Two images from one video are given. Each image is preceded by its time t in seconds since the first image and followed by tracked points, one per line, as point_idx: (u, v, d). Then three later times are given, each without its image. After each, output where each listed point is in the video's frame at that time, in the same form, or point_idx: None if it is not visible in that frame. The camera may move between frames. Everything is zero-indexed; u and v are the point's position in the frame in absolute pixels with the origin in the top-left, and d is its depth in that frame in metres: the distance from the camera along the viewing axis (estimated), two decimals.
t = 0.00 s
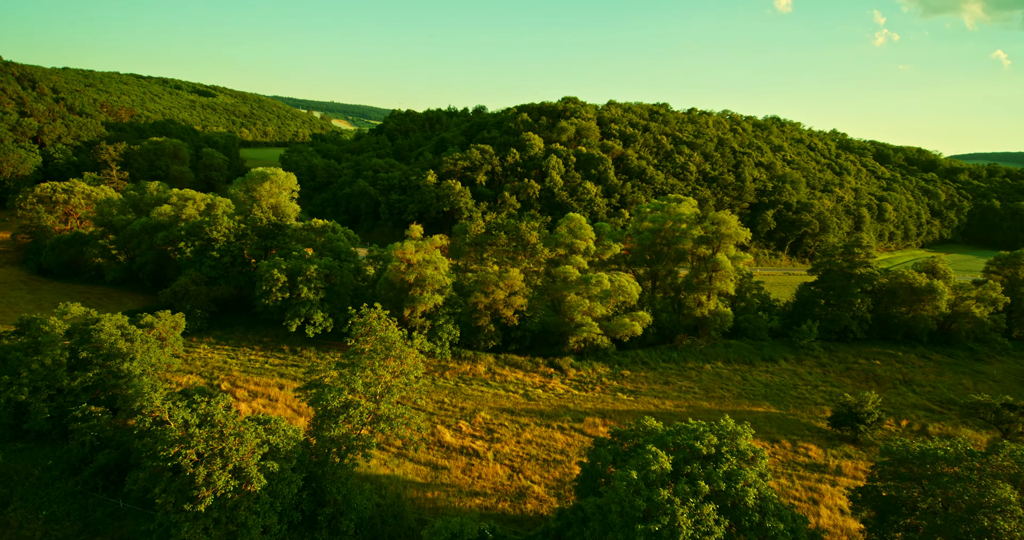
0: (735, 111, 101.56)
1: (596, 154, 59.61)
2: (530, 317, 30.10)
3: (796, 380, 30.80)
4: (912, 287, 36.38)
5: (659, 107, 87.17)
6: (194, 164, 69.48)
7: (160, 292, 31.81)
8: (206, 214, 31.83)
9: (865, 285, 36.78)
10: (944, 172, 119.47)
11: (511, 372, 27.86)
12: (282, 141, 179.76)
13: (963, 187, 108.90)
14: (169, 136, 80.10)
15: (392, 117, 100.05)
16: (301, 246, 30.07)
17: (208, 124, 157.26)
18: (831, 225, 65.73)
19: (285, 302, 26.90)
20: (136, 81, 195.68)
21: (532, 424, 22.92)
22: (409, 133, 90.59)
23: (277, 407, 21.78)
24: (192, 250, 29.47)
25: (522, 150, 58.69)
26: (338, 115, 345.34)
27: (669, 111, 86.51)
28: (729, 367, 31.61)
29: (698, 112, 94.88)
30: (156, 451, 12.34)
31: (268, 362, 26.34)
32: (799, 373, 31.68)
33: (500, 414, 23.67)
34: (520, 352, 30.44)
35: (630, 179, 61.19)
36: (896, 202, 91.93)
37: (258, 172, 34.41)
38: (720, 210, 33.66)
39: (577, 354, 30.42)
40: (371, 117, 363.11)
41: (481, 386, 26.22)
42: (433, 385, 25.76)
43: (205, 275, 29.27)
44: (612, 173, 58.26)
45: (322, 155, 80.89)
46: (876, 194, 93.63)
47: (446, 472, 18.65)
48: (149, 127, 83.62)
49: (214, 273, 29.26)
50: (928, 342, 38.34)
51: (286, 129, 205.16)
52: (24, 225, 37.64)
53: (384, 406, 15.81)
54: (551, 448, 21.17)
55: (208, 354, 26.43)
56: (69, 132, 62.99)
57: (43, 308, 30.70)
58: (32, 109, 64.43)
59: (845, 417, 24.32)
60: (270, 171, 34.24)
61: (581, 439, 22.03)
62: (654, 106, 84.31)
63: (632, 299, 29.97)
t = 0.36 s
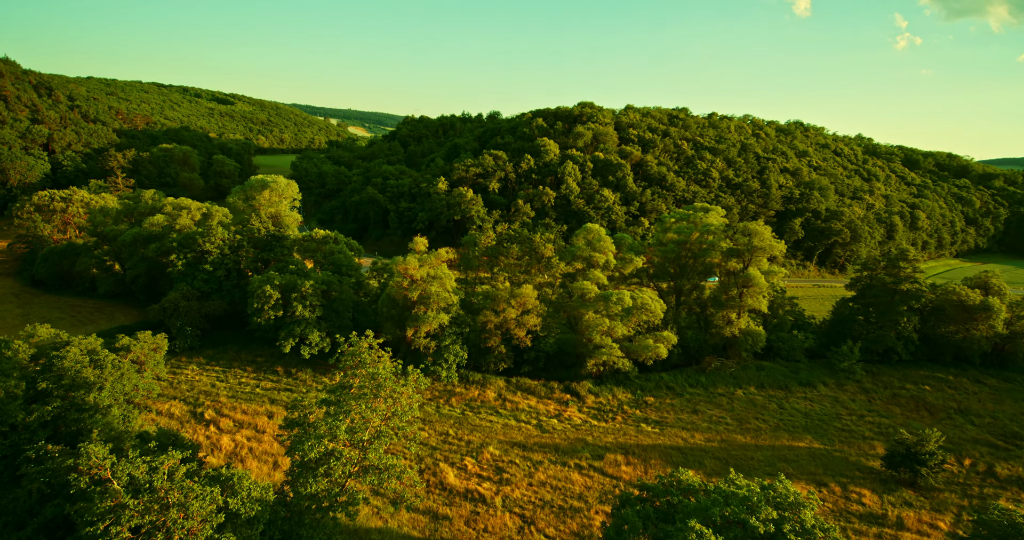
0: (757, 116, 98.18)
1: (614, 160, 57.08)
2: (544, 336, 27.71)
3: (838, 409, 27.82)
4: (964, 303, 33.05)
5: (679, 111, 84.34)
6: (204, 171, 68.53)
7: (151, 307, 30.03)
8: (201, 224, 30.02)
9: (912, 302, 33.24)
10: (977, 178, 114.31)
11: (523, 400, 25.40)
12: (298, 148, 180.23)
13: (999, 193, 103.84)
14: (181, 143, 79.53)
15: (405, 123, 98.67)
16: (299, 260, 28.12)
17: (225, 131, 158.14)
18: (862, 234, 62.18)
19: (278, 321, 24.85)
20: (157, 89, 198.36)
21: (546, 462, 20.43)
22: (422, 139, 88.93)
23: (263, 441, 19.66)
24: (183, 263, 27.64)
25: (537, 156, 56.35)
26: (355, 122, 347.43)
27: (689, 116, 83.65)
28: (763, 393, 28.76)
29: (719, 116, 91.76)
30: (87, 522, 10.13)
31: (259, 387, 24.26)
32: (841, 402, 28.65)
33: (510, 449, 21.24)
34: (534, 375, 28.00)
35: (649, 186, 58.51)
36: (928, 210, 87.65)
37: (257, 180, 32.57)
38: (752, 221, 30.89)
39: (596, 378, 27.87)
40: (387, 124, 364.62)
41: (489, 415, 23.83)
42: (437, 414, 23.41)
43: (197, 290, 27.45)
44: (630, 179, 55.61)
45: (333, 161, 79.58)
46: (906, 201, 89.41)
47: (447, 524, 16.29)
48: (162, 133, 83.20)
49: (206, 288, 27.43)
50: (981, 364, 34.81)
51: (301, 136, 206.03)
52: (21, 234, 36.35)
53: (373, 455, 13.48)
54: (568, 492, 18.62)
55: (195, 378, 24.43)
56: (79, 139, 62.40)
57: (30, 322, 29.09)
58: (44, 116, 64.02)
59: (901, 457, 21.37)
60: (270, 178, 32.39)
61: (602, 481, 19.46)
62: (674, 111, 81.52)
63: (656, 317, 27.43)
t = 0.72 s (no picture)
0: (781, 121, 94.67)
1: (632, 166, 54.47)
2: (560, 361, 25.26)
3: (890, 446, 24.84)
4: None
5: (700, 117, 81.47)
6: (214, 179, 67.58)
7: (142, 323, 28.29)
8: (195, 236, 28.27)
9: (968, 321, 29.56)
10: (1014, 186, 108.94)
11: (537, 432, 22.90)
12: (313, 155, 180.68)
13: None
14: (194, 150, 78.92)
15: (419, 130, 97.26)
16: (296, 275, 26.13)
17: (241, 139, 159.07)
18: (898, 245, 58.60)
19: (269, 342, 22.80)
20: (177, 98, 200.99)
21: (562, 511, 17.90)
22: (435, 146, 87.31)
23: (243, 483, 17.51)
24: (174, 278, 25.83)
25: (553, 163, 54.00)
26: (371, 129, 349.60)
27: (711, 121, 80.67)
28: (803, 426, 25.85)
29: (742, 121, 88.60)
30: None
31: (247, 415, 22.17)
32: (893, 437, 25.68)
33: (521, 493, 18.77)
34: (549, 403, 25.51)
35: (670, 194, 55.78)
36: (965, 218, 83.20)
37: (256, 188, 30.78)
38: (789, 233, 28.08)
39: (618, 407, 25.26)
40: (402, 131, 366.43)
41: (499, 450, 21.41)
42: (441, 450, 21.04)
43: (186, 306, 25.57)
44: (651, 187, 52.91)
45: (345, 169, 78.27)
46: (941, 209, 85.03)
47: None
48: (176, 141, 82.80)
49: (197, 305, 25.56)
50: None
51: (318, 143, 206.96)
52: (16, 245, 35.00)
53: (355, 524, 11.17)
54: None
55: (180, 404, 22.45)
56: (89, 147, 61.96)
57: (16, 339, 27.47)
58: (56, 124, 63.74)
59: (976, 510, 17.92)
60: (270, 187, 30.58)
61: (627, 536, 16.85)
62: (695, 116, 78.67)
63: (684, 340, 24.84)
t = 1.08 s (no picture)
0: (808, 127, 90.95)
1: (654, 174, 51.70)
2: (579, 390, 22.67)
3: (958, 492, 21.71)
4: None
5: (724, 123, 78.41)
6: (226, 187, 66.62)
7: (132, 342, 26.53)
8: (188, 250, 26.48)
9: None
10: None
11: (553, 474, 20.35)
12: (331, 164, 181.30)
13: None
14: (208, 159, 78.39)
15: (434, 137, 95.89)
16: (292, 294, 24.12)
17: (259, 147, 160.09)
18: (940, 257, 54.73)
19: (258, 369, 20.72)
20: (198, 107, 203.85)
21: None
22: (451, 153, 85.64)
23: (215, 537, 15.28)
24: (162, 295, 23.98)
25: (571, 171, 51.50)
26: (388, 137, 351.29)
27: (735, 127, 77.57)
28: (856, 467, 22.82)
29: (767, 127, 85.24)
30: None
31: (232, 449, 20.06)
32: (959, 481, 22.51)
33: None
34: (567, 439, 22.94)
35: (695, 203, 52.93)
36: (1008, 228, 78.47)
37: (256, 198, 29.02)
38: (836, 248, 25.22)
39: (644, 444, 22.65)
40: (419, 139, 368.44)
41: (510, 496, 18.91)
42: (445, 495, 18.61)
43: (175, 326, 23.74)
44: (675, 196, 50.08)
45: (359, 177, 76.95)
46: (982, 218, 80.29)
47: None
48: (190, 149, 82.37)
49: (186, 324, 23.71)
50: None
51: (335, 151, 207.93)
52: (12, 256, 33.71)
53: None
54: None
55: (160, 436, 20.45)
56: (102, 156, 61.53)
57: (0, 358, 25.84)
58: (70, 133, 63.51)
59: None
60: (270, 197, 28.79)
61: None
62: (719, 122, 75.69)
63: (719, 370, 22.21)
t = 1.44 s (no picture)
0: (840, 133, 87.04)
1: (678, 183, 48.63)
2: (601, 427, 20.04)
3: None
4: None
5: (751, 129, 75.20)
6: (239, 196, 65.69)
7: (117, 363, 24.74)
8: (179, 266, 24.65)
9: None
10: None
11: (572, 527, 17.79)
12: (349, 173, 181.70)
13: None
14: (224, 168, 77.82)
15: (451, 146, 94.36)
16: (287, 317, 22.07)
17: (278, 156, 160.98)
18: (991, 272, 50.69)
19: (244, 402, 18.64)
20: (221, 117, 206.78)
21: None
22: (467, 161, 83.92)
23: None
24: (148, 317, 22.15)
25: (591, 180, 48.94)
26: (408, 146, 353.14)
27: (763, 134, 74.32)
28: (923, 522, 19.73)
29: (796, 134, 81.70)
30: None
31: (213, 493, 17.97)
32: None
33: None
34: (588, 484, 20.46)
35: (722, 213, 49.97)
36: None
37: (255, 210, 27.21)
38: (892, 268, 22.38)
39: (676, 491, 20.02)
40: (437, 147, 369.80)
41: None
42: None
43: (161, 349, 21.93)
44: (702, 206, 47.13)
45: (373, 186, 75.58)
46: None
47: None
48: (207, 158, 81.96)
49: (173, 347, 21.93)
50: None
51: (354, 160, 208.73)
52: (9, 268, 32.38)
53: None
54: None
55: (136, 476, 18.48)
56: (116, 165, 61.03)
57: None
58: (86, 142, 63.24)
59: None
60: (269, 209, 26.95)
61: None
62: (745, 129, 72.49)
63: (762, 408, 19.40)
